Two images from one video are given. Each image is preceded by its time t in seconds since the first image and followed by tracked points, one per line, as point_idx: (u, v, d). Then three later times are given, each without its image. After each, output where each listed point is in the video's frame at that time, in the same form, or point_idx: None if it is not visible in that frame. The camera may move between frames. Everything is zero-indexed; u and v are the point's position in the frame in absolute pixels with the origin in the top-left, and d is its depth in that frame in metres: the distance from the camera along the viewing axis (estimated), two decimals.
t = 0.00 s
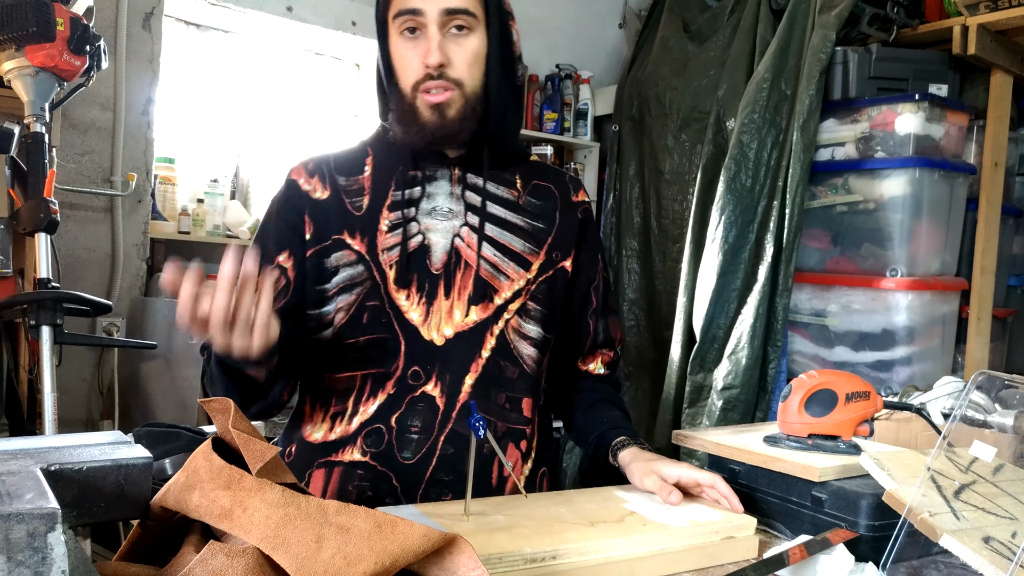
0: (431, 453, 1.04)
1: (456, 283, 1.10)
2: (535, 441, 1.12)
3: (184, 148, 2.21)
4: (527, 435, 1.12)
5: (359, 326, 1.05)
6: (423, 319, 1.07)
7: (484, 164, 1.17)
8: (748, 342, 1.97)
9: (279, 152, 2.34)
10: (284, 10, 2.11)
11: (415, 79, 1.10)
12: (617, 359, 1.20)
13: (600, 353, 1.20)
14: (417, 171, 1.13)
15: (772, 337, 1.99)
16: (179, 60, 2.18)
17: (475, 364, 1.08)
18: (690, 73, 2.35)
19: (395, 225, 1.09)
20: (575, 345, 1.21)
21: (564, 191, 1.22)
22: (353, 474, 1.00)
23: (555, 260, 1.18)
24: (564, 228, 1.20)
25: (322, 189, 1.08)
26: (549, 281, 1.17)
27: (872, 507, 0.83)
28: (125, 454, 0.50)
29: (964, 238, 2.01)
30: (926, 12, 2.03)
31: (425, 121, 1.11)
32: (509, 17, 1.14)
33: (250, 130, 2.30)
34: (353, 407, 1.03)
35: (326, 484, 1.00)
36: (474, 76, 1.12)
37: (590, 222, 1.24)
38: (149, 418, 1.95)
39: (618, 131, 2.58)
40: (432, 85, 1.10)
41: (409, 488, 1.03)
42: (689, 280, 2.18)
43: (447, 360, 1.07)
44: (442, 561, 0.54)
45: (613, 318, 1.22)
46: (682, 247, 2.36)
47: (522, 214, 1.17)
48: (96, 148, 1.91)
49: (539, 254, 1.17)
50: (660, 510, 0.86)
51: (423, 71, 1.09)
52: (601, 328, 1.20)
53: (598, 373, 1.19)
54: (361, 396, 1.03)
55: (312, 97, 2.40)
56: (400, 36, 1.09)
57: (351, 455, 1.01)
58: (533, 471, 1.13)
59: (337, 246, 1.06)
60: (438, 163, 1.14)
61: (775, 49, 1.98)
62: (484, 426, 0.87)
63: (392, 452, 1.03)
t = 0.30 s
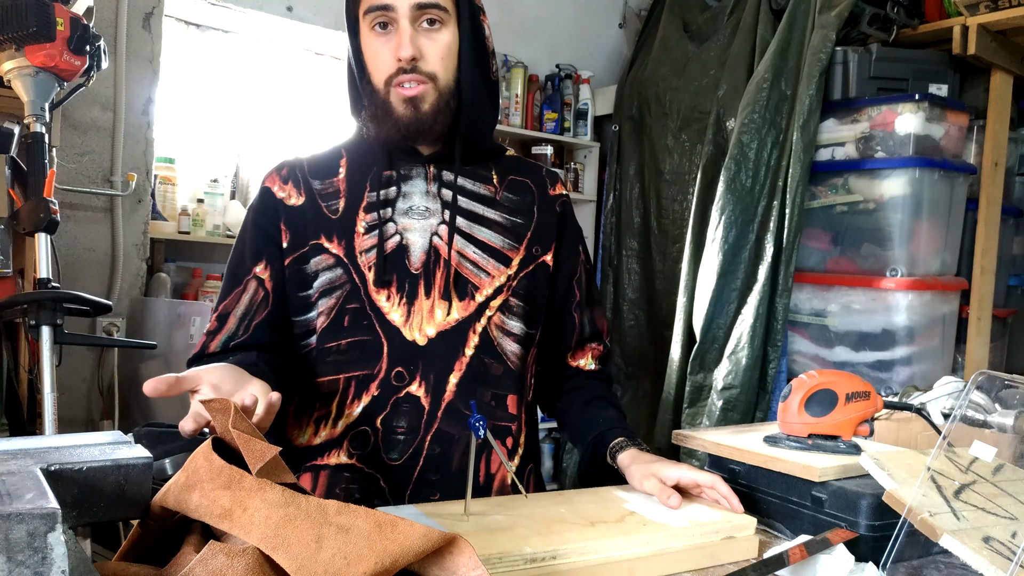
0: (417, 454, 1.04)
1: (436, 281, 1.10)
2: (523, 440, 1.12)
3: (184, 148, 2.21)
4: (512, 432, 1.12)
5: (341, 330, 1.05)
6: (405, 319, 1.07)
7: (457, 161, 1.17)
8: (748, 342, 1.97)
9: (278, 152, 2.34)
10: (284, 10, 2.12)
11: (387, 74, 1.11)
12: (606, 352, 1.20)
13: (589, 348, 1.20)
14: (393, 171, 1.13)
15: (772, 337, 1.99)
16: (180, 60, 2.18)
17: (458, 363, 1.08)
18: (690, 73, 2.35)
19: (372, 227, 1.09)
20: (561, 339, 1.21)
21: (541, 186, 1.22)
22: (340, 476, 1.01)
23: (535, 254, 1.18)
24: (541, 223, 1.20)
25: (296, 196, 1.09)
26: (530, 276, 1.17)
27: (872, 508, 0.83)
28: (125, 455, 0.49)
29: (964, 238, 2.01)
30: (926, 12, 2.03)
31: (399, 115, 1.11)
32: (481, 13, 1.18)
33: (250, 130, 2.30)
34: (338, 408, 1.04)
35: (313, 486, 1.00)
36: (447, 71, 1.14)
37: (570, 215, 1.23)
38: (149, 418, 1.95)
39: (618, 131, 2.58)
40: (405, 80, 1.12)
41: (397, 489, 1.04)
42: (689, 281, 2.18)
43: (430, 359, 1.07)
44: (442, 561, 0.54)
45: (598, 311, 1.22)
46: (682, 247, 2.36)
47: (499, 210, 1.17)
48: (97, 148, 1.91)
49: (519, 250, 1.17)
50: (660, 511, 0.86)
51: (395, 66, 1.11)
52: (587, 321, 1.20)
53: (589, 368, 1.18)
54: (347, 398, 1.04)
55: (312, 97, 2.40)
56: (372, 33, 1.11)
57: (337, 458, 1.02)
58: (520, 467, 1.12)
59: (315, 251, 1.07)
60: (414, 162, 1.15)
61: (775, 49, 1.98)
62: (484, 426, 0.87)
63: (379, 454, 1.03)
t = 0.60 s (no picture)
0: (410, 454, 1.05)
1: (431, 282, 1.10)
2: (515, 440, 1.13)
3: (184, 148, 2.21)
4: (505, 433, 1.12)
5: (335, 329, 1.05)
6: (399, 318, 1.07)
7: (455, 161, 1.17)
8: (748, 342, 1.97)
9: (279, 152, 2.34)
10: (284, 10, 2.12)
11: (390, 74, 1.11)
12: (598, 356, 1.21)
13: (582, 352, 1.20)
14: (388, 170, 1.13)
15: (772, 337, 1.99)
16: (180, 60, 2.18)
17: (452, 363, 1.08)
18: (690, 73, 2.35)
19: (368, 226, 1.09)
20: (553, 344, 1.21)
21: (535, 190, 1.23)
22: (332, 476, 1.01)
23: (530, 258, 1.18)
24: (536, 226, 1.20)
25: (292, 191, 1.07)
26: (525, 278, 1.17)
27: (872, 508, 0.83)
28: (125, 455, 0.49)
29: (964, 238, 2.01)
30: (926, 12, 2.03)
31: (399, 119, 1.12)
32: (483, 18, 1.19)
33: (250, 130, 2.30)
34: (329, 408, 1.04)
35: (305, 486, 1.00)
36: (451, 73, 1.14)
37: (562, 218, 1.24)
38: (149, 418, 1.95)
39: (618, 131, 2.58)
40: (407, 82, 1.12)
41: (390, 489, 1.04)
42: (689, 281, 2.18)
43: (424, 359, 1.07)
44: (442, 561, 0.54)
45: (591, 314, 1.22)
46: (682, 247, 2.36)
47: (494, 212, 1.17)
48: (97, 148, 1.91)
49: (513, 252, 1.17)
50: (659, 511, 0.86)
51: (399, 64, 1.10)
52: (579, 325, 1.21)
53: (581, 371, 1.19)
54: (339, 398, 1.04)
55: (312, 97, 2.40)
56: (376, 30, 1.10)
57: (329, 458, 1.02)
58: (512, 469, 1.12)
59: (310, 247, 1.06)
60: (411, 162, 1.15)
61: (775, 49, 1.98)
62: (484, 426, 0.87)
63: (372, 454, 1.04)
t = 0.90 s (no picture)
0: (410, 455, 1.05)
1: (437, 283, 1.10)
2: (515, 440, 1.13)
3: (184, 148, 2.21)
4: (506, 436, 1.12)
5: (340, 328, 1.05)
6: (405, 319, 1.07)
7: (468, 167, 1.18)
8: (748, 342, 1.97)
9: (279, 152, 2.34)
10: (284, 10, 2.11)
11: (404, 84, 1.10)
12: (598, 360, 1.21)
13: (583, 353, 1.20)
14: (397, 171, 1.13)
15: (772, 337, 1.99)
16: (180, 60, 2.18)
17: (455, 366, 1.08)
18: (690, 73, 2.35)
19: (376, 225, 1.09)
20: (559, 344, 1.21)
21: (541, 194, 1.23)
22: (332, 476, 1.01)
23: (535, 262, 1.18)
24: (542, 230, 1.20)
25: (300, 189, 1.07)
26: (530, 282, 1.17)
27: (872, 507, 0.83)
28: (125, 455, 0.49)
29: (964, 238, 2.01)
30: (926, 12, 2.03)
31: (412, 127, 1.11)
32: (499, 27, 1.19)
33: (250, 130, 2.31)
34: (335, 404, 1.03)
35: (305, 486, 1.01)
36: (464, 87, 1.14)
37: (568, 223, 1.24)
38: (148, 418, 1.95)
39: (618, 131, 2.58)
40: (421, 92, 1.10)
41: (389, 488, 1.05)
42: (689, 281, 2.18)
43: (428, 360, 1.07)
44: (442, 561, 0.54)
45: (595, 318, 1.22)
46: (682, 247, 2.36)
47: (502, 215, 1.17)
48: (96, 148, 1.91)
49: (519, 256, 1.17)
50: (658, 510, 0.86)
51: (414, 78, 1.09)
52: (584, 328, 1.20)
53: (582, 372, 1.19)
54: (343, 396, 1.04)
55: (311, 97, 2.40)
56: (394, 41, 1.09)
57: (331, 457, 1.02)
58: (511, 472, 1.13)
59: (316, 246, 1.06)
60: (420, 164, 1.15)
61: (775, 49, 1.98)
62: (483, 426, 0.87)
63: (372, 454, 1.04)
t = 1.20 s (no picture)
0: (417, 455, 1.05)
1: (452, 288, 1.09)
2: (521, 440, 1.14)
3: (184, 148, 2.21)
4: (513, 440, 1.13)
5: (353, 328, 1.04)
6: (418, 322, 1.06)
7: (490, 175, 1.17)
8: (748, 342, 1.97)
9: (279, 152, 2.34)
10: (284, 10, 2.10)
11: (437, 104, 1.09)
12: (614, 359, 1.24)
13: (600, 352, 1.22)
14: (417, 173, 1.13)
15: (772, 337, 1.99)
16: (180, 60, 2.18)
17: (465, 370, 1.08)
18: (690, 73, 2.35)
19: (393, 228, 1.08)
20: (575, 348, 1.23)
21: (563, 196, 1.23)
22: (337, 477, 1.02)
23: (553, 266, 1.18)
24: (561, 234, 1.20)
25: (317, 186, 1.07)
26: (546, 287, 1.17)
27: (872, 508, 0.83)
28: (125, 455, 0.49)
29: (964, 238, 2.01)
30: (926, 12, 2.03)
31: (440, 146, 1.10)
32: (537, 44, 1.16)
33: (250, 130, 2.31)
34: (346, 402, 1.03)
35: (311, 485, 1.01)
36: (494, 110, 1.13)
37: (588, 228, 1.24)
38: (149, 418, 1.95)
39: (618, 131, 2.58)
40: (454, 115, 1.09)
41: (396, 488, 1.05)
42: (689, 281, 2.18)
43: (439, 364, 1.06)
44: (442, 561, 0.54)
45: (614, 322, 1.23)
46: (682, 246, 2.36)
47: (520, 219, 1.17)
48: (96, 148, 1.91)
49: (536, 260, 1.17)
50: (656, 510, 0.86)
51: (448, 101, 1.08)
52: (603, 331, 1.21)
53: (597, 369, 1.21)
54: (354, 395, 1.04)
55: (311, 97, 2.41)
56: (431, 58, 1.07)
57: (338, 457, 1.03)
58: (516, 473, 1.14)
59: (332, 246, 1.06)
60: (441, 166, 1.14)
61: (775, 49, 1.98)
62: (481, 426, 0.87)
63: (379, 455, 1.04)
